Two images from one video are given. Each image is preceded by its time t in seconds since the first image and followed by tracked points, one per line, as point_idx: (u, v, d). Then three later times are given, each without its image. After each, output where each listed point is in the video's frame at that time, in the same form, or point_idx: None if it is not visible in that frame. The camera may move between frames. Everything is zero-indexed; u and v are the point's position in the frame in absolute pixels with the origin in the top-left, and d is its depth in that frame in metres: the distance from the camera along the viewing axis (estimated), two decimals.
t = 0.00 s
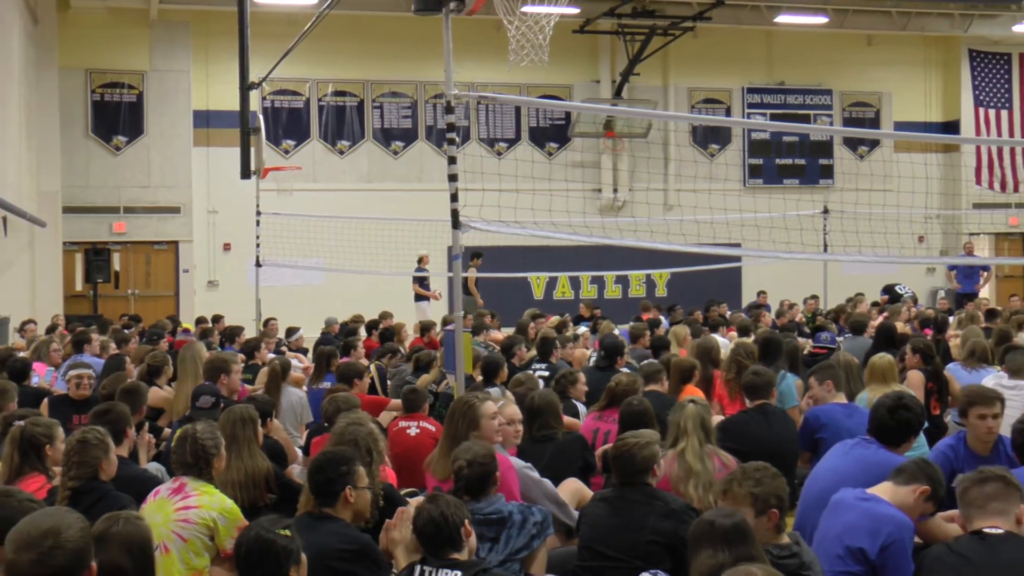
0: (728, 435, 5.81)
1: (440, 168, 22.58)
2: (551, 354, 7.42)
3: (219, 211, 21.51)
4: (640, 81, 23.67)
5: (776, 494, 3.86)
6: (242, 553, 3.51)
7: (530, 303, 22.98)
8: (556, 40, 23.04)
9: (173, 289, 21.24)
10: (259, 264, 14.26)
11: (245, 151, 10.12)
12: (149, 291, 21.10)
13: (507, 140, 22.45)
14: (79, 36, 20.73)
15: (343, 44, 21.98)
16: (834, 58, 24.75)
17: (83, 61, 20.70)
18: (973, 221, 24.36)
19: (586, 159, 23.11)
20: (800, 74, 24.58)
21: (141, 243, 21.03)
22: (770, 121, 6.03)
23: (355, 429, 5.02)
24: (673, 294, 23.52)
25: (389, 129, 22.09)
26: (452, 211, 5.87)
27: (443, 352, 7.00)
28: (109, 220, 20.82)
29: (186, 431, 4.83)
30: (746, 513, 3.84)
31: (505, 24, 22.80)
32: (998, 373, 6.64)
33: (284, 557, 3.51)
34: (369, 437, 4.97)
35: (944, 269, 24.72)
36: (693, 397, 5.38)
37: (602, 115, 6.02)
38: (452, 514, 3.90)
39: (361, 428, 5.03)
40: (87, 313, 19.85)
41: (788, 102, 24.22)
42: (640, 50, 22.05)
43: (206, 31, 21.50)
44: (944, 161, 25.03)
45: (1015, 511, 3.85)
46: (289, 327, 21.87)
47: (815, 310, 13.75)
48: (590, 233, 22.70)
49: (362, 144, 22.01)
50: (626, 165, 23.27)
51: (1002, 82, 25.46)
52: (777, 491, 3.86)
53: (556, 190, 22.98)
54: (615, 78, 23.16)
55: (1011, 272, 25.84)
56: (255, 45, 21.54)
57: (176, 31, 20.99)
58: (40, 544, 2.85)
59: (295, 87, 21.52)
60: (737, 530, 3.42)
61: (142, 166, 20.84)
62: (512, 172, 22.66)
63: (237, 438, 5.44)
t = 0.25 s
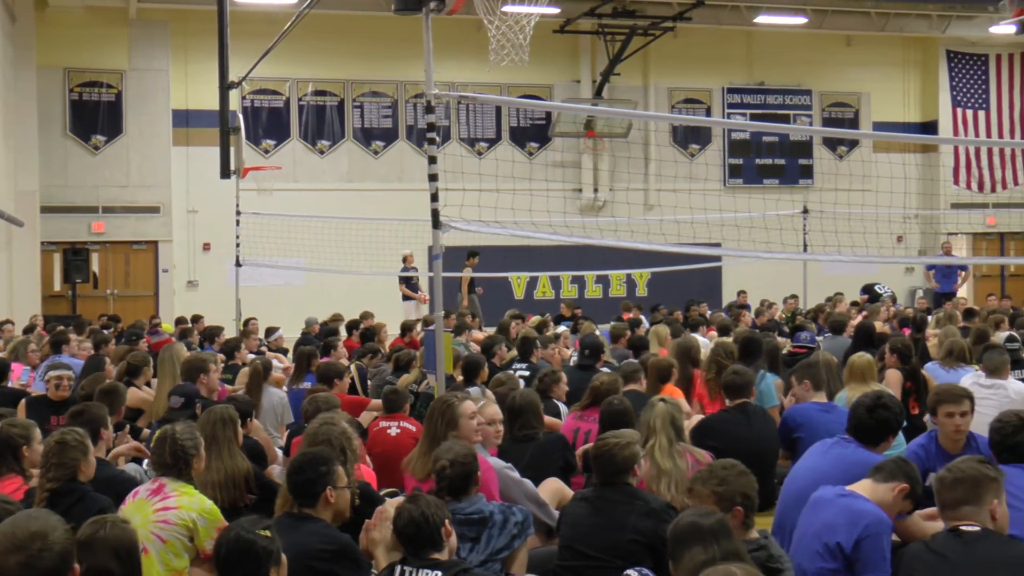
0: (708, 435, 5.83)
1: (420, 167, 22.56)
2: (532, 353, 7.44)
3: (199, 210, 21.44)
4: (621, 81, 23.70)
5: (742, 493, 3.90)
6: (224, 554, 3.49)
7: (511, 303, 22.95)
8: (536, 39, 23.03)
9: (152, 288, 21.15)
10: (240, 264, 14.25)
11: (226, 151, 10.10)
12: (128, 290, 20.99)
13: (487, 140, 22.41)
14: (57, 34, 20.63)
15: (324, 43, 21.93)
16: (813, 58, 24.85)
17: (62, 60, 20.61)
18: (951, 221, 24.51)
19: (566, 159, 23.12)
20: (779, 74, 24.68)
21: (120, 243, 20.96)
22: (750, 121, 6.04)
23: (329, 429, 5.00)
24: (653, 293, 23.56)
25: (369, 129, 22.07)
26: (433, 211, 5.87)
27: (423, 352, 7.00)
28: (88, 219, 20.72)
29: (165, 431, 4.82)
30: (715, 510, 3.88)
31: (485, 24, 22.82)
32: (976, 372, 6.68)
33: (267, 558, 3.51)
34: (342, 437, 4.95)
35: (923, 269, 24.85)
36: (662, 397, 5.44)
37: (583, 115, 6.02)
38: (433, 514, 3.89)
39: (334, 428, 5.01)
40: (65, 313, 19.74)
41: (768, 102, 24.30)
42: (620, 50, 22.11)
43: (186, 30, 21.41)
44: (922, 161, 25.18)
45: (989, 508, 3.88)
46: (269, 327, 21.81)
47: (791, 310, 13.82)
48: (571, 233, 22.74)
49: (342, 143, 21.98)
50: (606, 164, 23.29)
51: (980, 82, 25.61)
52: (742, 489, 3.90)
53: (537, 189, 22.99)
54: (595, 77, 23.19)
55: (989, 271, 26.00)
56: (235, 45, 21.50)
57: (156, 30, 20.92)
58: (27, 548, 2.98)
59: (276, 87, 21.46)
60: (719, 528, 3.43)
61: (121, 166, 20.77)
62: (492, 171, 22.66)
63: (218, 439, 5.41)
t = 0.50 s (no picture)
0: (688, 434, 5.85)
1: (399, 167, 22.55)
2: (511, 353, 7.46)
3: (178, 210, 21.36)
4: (600, 81, 23.72)
5: (695, 490, 3.89)
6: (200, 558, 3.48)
7: (490, 304, 22.91)
8: (515, 39, 23.04)
9: (131, 289, 21.08)
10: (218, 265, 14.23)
11: (205, 152, 10.11)
12: (106, 291, 20.93)
13: (467, 140, 22.42)
14: (34, 33, 20.51)
15: (303, 42, 21.87)
16: (791, 58, 24.98)
17: (39, 58, 20.48)
18: (928, 221, 24.69)
19: (545, 159, 23.13)
20: (757, 75, 24.77)
21: (98, 243, 20.90)
22: (728, 121, 6.05)
23: (302, 431, 5.03)
24: (632, 293, 23.62)
25: (348, 129, 22.05)
26: (411, 211, 5.86)
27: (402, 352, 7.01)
28: (66, 219, 20.61)
29: (143, 432, 4.80)
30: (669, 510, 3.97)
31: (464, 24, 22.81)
32: (953, 372, 6.73)
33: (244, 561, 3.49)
34: (316, 438, 5.00)
35: (900, 268, 25.01)
36: (640, 397, 5.43)
37: (562, 114, 6.02)
38: (411, 513, 3.87)
39: (309, 429, 5.04)
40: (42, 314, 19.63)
41: (746, 103, 24.36)
42: (599, 50, 22.08)
43: (164, 29, 21.35)
44: (900, 162, 25.30)
45: (967, 507, 3.88)
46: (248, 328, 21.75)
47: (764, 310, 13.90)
48: (549, 233, 22.74)
49: (321, 143, 21.94)
50: (585, 164, 23.29)
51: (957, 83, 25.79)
52: (693, 487, 3.89)
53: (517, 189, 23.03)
54: (574, 77, 23.21)
55: (965, 271, 26.19)
56: (213, 45, 21.44)
57: (134, 30, 20.85)
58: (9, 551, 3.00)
59: (254, 87, 21.38)
60: (698, 529, 3.38)
61: (99, 166, 20.70)
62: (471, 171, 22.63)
63: (196, 439, 5.37)
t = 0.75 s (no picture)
0: (667, 433, 5.88)
1: (378, 167, 22.54)
2: (489, 352, 7.49)
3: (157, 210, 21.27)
4: (579, 81, 23.73)
5: (656, 489, 3.91)
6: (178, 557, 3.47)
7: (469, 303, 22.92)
8: (495, 39, 23.06)
9: (109, 289, 20.97)
10: (196, 265, 14.19)
11: (183, 151, 10.10)
12: (83, 291, 20.81)
13: (446, 139, 22.33)
14: (10, 31, 20.35)
15: (282, 42, 21.81)
16: (769, 59, 25.09)
17: (14, 56, 20.33)
18: (905, 221, 24.89)
19: (524, 159, 23.13)
20: (735, 75, 24.85)
21: (74, 243, 20.78)
22: (707, 121, 6.05)
23: (280, 429, 5.04)
24: (611, 293, 23.67)
25: (327, 128, 22.00)
26: (390, 211, 5.85)
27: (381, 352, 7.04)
28: (42, 219, 20.45)
29: (121, 432, 4.76)
30: (635, 508, 4.02)
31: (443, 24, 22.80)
32: (928, 371, 6.79)
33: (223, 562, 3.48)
34: (293, 441, 4.98)
35: (877, 268, 25.21)
36: (618, 398, 5.48)
37: (540, 115, 6.02)
38: (389, 513, 3.84)
39: (288, 429, 5.05)
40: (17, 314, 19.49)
41: (725, 103, 24.41)
42: (579, 51, 22.06)
43: (142, 29, 21.29)
44: (877, 162, 25.43)
45: (943, 506, 3.89)
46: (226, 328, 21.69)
47: (737, 309, 13.95)
48: (524, 232, 22.92)
49: (300, 143, 21.89)
50: (564, 164, 23.28)
51: (934, 83, 26.05)
52: (655, 485, 3.92)
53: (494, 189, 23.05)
54: (553, 77, 23.22)
55: (941, 270, 26.37)
56: (190, 44, 21.36)
57: (112, 29, 20.73)
58: None
59: (233, 86, 21.28)
60: (680, 528, 3.38)
61: (77, 165, 20.59)
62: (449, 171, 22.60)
63: (174, 440, 5.33)
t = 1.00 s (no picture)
0: (644, 432, 5.90)
1: (354, 166, 22.51)
2: (466, 352, 7.53)
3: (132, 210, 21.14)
4: (556, 81, 23.72)
5: (614, 488, 3.91)
6: (157, 556, 3.43)
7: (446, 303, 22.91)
8: (472, 38, 23.07)
9: (84, 289, 20.83)
10: (171, 266, 14.16)
11: (158, 151, 10.08)
12: (58, 291, 20.66)
13: (423, 139, 22.25)
14: None
15: (259, 42, 21.74)
16: (745, 58, 25.18)
17: None
18: (880, 221, 24.99)
19: (501, 159, 23.11)
20: (712, 75, 24.92)
21: (48, 243, 20.62)
22: (684, 121, 6.07)
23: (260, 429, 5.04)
24: (588, 293, 23.70)
25: (304, 128, 21.92)
26: (366, 211, 5.85)
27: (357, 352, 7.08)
28: (16, 219, 20.27)
29: (95, 433, 4.72)
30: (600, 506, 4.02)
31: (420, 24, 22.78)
32: (903, 370, 6.85)
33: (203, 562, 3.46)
34: (273, 440, 4.96)
35: (853, 268, 25.33)
36: (593, 398, 5.54)
37: (518, 114, 6.02)
38: (365, 514, 3.81)
39: (268, 428, 5.04)
40: None
41: (702, 103, 24.48)
42: (556, 51, 22.03)
43: (117, 27, 21.21)
44: (853, 162, 25.53)
45: (916, 504, 3.90)
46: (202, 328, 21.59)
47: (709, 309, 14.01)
48: (502, 232, 23.04)
49: (276, 143, 21.82)
50: (542, 164, 23.26)
51: (908, 84, 26.24)
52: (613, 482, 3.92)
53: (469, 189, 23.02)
54: (531, 77, 23.21)
55: (916, 270, 26.51)
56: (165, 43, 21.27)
57: (87, 27, 20.61)
58: None
59: (209, 85, 21.18)
60: (655, 527, 3.36)
61: (51, 164, 20.46)
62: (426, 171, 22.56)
63: (150, 441, 5.28)
